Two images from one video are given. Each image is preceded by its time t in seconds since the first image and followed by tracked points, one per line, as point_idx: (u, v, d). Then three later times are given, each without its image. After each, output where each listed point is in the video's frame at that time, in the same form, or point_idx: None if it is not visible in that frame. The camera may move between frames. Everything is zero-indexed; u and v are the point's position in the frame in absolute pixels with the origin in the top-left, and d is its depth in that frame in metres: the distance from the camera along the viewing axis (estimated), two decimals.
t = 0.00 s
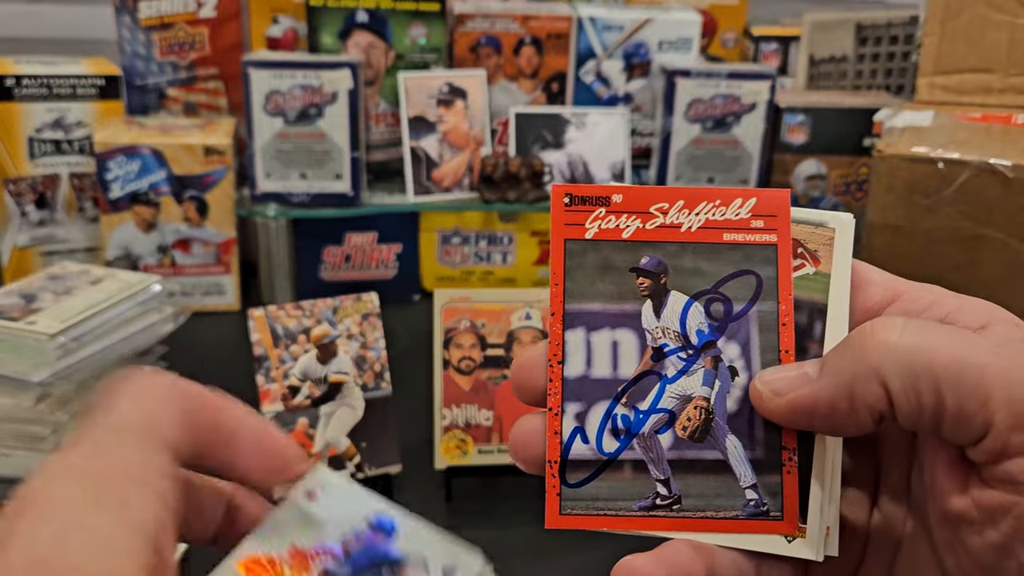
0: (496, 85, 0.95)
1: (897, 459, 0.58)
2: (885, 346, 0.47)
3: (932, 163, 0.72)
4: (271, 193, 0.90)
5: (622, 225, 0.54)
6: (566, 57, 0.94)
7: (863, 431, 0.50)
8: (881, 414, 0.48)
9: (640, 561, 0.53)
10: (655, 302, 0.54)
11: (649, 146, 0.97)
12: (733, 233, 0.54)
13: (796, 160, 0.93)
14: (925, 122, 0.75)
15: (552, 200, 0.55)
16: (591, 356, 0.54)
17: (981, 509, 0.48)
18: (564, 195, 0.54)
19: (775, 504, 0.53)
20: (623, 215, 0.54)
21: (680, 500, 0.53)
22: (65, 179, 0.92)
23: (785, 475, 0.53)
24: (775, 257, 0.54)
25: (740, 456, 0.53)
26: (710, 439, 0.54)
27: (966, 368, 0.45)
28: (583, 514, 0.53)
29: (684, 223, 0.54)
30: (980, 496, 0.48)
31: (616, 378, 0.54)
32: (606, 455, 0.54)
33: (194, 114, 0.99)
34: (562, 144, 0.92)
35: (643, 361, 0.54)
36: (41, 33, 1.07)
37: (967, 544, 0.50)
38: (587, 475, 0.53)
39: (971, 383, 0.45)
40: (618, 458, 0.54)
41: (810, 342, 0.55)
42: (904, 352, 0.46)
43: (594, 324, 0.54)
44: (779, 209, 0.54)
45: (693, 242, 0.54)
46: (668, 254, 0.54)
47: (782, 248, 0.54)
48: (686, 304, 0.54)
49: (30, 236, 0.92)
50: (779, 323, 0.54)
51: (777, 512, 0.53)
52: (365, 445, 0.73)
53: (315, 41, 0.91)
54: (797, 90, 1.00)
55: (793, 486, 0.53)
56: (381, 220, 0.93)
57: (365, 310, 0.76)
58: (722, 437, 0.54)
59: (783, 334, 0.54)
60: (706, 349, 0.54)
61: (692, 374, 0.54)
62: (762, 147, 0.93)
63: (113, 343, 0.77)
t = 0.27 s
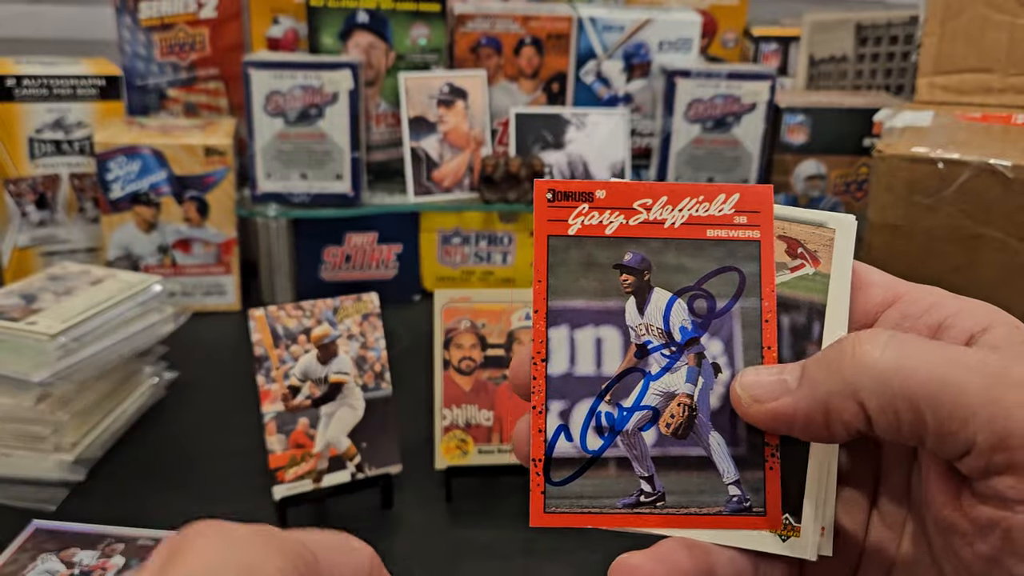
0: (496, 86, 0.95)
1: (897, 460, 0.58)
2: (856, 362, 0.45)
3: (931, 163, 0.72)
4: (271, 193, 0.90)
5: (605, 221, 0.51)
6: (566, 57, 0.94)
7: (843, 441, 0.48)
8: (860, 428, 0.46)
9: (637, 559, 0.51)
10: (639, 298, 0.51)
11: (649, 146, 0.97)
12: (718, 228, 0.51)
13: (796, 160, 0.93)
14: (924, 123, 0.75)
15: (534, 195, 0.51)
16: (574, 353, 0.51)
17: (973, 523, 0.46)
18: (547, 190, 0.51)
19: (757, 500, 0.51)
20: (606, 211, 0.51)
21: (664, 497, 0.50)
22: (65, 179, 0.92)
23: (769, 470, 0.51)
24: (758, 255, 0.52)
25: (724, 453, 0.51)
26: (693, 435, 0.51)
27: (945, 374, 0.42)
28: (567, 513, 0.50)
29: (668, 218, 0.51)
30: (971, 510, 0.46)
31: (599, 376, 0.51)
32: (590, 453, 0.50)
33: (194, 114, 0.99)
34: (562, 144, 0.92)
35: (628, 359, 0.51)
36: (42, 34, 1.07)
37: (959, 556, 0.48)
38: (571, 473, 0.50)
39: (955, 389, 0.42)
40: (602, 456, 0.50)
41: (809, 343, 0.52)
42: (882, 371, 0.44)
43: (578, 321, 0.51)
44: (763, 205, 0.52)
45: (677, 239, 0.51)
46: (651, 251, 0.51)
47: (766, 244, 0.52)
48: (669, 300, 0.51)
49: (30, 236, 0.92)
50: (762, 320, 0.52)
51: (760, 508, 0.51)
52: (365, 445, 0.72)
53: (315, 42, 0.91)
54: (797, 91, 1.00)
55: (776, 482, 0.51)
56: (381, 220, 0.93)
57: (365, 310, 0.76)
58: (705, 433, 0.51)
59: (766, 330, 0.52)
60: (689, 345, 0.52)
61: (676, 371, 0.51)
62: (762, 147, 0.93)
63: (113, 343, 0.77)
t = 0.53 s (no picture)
0: (496, 86, 0.94)
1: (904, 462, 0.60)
2: (837, 402, 0.48)
3: (932, 163, 0.72)
4: (271, 193, 0.90)
5: (579, 203, 0.54)
6: (566, 58, 0.94)
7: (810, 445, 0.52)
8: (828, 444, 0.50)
9: (647, 557, 0.57)
10: (611, 282, 0.54)
11: (649, 146, 0.97)
12: (690, 212, 0.54)
13: (796, 161, 0.93)
14: (925, 123, 0.75)
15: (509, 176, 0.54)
16: (545, 335, 0.53)
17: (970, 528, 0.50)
18: (521, 170, 0.53)
19: (726, 484, 0.54)
20: (581, 191, 0.53)
21: (633, 482, 0.53)
22: (65, 179, 0.92)
23: (737, 455, 0.54)
24: (733, 239, 0.54)
25: (693, 438, 0.54)
26: (664, 420, 0.54)
27: (924, 410, 0.45)
28: (536, 496, 0.53)
29: (641, 201, 0.54)
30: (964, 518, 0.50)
31: (571, 359, 0.53)
32: (560, 436, 0.53)
33: (194, 114, 0.99)
34: (562, 144, 0.92)
35: (599, 342, 0.54)
36: (42, 34, 1.07)
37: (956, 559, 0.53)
38: (541, 457, 0.53)
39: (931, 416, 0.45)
40: (572, 440, 0.53)
41: (820, 341, 0.56)
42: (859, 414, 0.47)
43: (549, 304, 0.53)
44: (737, 187, 0.54)
45: (651, 221, 0.54)
46: (625, 233, 0.54)
47: (740, 227, 0.54)
48: (642, 283, 0.54)
49: (30, 236, 0.92)
50: (735, 305, 0.54)
51: (727, 492, 0.54)
52: (365, 445, 0.72)
53: (315, 42, 0.91)
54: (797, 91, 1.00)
55: (744, 466, 0.54)
56: (381, 220, 0.93)
57: (365, 310, 0.76)
58: (676, 418, 0.54)
59: (738, 315, 0.54)
60: (661, 329, 0.54)
61: (647, 355, 0.54)
62: (762, 147, 0.93)
63: (113, 344, 0.77)
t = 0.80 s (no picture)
0: (496, 86, 0.94)
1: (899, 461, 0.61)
2: (820, 425, 0.45)
3: (932, 163, 0.72)
4: (271, 194, 0.90)
5: (558, 202, 0.53)
6: (566, 58, 0.94)
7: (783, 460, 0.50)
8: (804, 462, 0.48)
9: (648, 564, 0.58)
10: (590, 282, 0.53)
11: (649, 146, 0.98)
12: (672, 212, 0.53)
13: (796, 161, 0.93)
14: (925, 123, 0.75)
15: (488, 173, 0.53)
16: (524, 338, 0.53)
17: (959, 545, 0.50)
18: (500, 168, 0.52)
19: (704, 488, 0.53)
20: (560, 191, 0.53)
21: (610, 485, 0.53)
22: (65, 179, 0.92)
23: (718, 459, 0.53)
24: (713, 240, 0.53)
25: (672, 440, 0.53)
26: (642, 423, 0.53)
27: (905, 434, 0.44)
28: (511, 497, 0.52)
29: (622, 201, 0.53)
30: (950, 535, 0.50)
31: (550, 361, 0.53)
32: (538, 438, 0.53)
33: (194, 114, 0.99)
34: (562, 144, 0.92)
35: (577, 344, 0.53)
36: (42, 34, 1.07)
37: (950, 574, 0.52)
38: (517, 460, 0.52)
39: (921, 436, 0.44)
40: (549, 442, 0.53)
41: (820, 346, 0.56)
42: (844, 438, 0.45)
43: (529, 305, 0.53)
44: (719, 189, 0.53)
45: (631, 222, 0.53)
46: (605, 233, 0.53)
47: (721, 228, 0.53)
48: (623, 284, 0.53)
49: (30, 236, 0.93)
50: (716, 306, 0.53)
51: (706, 496, 0.53)
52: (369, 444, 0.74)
53: (315, 42, 0.91)
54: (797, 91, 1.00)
55: (723, 470, 0.53)
56: (381, 220, 0.94)
57: (365, 311, 0.81)
58: (654, 420, 0.53)
59: (719, 317, 0.53)
60: (640, 332, 0.53)
61: (626, 357, 0.53)
62: (762, 147, 0.93)
63: (113, 344, 0.77)
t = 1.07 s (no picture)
0: (496, 86, 0.94)
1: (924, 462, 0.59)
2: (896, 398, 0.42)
3: (932, 163, 0.72)
4: (271, 194, 0.90)
5: (524, 178, 0.53)
6: (566, 58, 0.94)
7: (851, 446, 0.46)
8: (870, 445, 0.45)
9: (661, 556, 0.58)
10: (560, 261, 0.53)
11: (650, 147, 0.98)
12: (643, 181, 0.53)
13: (796, 161, 0.93)
14: (925, 123, 0.75)
15: (449, 152, 0.52)
16: (494, 321, 0.53)
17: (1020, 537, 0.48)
18: (461, 147, 0.52)
19: (685, 463, 0.53)
20: (525, 166, 0.52)
21: (589, 465, 0.53)
22: (65, 179, 0.92)
23: (697, 434, 0.53)
24: (688, 208, 0.53)
25: (651, 418, 0.53)
26: (619, 401, 0.53)
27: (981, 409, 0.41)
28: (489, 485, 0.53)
29: (591, 172, 0.53)
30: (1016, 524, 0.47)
31: (521, 343, 0.53)
32: (513, 422, 0.53)
33: (194, 114, 0.99)
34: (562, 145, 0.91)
35: (548, 324, 0.53)
36: (42, 33, 1.07)
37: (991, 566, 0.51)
38: (495, 443, 0.53)
39: (927, 444, 0.43)
40: (525, 425, 0.53)
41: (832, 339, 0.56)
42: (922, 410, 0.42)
43: (497, 287, 0.53)
44: (691, 153, 0.53)
45: (601, 194, 0.53)
46: (573, 209, 0.53)
47: (694, 194, 0.53)
48: (593, 261, 0.53)
49: (31, 236, 0.93)
50: (693, 278, 0.53)
51: (688, 471, 0.53)
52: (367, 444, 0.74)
53: (315, 42, 0.91)
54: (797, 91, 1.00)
55: (704, 445, 0.53)
56: (381, 220, 0.94)
57: (365, 311, 0.81)
58: (631, 399, 0.53)
59: (696, 289, 0.53)
60: (614, 308, 0.53)
61: (600, 335, 0.53)
62: (762, 147, 0.93)
63: (113, 344, 0.77)
